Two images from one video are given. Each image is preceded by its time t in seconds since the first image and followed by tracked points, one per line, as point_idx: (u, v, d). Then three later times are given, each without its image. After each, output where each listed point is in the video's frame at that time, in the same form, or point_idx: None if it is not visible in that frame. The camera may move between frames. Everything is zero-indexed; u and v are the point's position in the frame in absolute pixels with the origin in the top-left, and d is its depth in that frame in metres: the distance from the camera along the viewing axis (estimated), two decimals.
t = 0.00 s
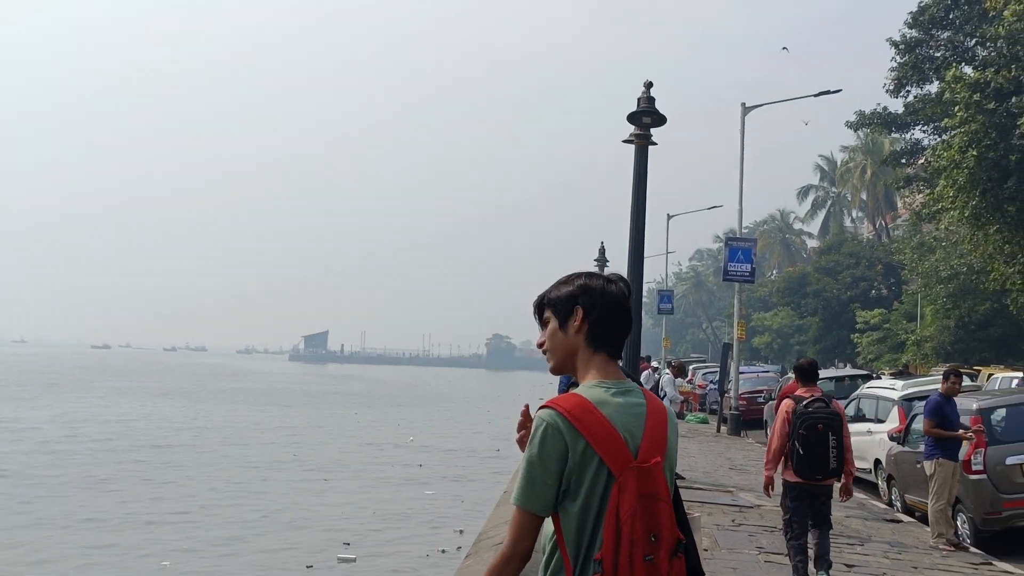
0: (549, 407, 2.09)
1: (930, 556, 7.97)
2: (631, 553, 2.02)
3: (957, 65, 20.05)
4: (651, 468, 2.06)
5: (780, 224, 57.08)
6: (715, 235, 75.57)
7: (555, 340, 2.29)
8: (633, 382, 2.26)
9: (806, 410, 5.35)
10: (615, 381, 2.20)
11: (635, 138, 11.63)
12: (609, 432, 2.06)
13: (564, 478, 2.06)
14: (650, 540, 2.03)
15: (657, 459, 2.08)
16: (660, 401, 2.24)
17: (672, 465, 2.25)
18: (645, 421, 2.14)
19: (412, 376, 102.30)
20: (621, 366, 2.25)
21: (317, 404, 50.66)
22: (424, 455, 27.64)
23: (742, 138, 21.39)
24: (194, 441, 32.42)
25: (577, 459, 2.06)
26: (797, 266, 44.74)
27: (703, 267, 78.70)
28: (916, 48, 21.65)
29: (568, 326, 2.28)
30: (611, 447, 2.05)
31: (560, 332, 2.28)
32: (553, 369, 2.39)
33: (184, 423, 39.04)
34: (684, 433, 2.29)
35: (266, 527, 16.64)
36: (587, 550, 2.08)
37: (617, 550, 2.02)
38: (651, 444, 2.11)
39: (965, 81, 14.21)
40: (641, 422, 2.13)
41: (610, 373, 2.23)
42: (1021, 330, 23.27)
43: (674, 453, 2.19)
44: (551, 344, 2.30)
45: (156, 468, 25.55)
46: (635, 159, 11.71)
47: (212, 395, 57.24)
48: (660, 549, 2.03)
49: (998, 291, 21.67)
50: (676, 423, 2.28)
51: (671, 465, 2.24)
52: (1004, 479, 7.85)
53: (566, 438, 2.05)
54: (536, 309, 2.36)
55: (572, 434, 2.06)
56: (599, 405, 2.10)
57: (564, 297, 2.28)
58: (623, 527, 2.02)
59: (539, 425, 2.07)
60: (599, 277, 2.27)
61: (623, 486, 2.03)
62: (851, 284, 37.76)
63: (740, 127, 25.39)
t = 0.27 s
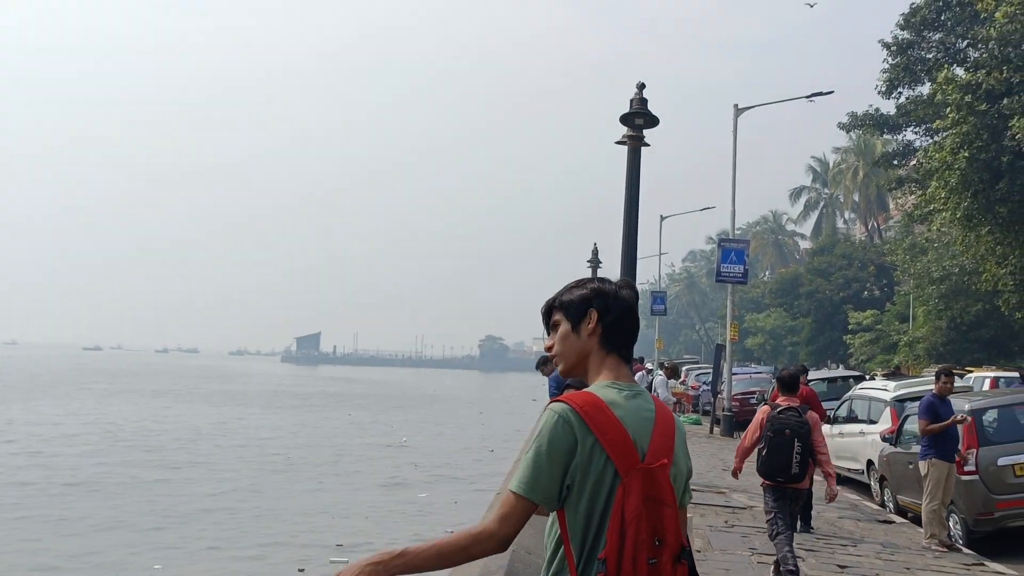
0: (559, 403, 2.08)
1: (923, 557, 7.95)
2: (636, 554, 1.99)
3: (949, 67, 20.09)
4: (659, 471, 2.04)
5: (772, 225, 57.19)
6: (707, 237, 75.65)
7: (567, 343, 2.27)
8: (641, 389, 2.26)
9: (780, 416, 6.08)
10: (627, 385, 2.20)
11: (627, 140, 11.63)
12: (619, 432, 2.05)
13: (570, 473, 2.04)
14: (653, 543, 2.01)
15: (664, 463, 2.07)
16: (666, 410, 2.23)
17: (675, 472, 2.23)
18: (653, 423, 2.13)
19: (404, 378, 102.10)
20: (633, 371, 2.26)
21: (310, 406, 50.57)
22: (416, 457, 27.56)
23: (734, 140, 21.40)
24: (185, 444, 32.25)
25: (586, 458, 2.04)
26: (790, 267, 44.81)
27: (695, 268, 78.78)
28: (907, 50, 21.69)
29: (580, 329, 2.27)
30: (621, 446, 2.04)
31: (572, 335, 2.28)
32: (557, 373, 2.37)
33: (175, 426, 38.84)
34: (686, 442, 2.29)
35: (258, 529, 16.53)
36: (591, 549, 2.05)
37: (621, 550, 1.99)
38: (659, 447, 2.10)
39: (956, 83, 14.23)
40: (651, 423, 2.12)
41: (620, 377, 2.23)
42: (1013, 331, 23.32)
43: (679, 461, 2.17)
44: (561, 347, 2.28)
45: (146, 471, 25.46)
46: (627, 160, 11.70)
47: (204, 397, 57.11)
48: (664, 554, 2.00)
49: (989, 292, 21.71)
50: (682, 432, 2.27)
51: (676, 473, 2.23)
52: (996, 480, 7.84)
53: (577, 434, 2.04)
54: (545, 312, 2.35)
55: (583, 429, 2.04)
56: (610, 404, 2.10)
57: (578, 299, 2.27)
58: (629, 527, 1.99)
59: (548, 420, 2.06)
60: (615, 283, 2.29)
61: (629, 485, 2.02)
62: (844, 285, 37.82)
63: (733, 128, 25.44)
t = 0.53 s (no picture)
0: (571, 394, 2.03)
1: (921, 558, 7.89)
2: (631, 553, 1.94)
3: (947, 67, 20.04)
4: (663, 473, 1.98)
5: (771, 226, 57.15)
6: (707, 237, 75.60)
7: (578, 345, 2.20)
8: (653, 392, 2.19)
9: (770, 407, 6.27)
10: (637, 386, 2.13)
11: (624, 140, 11.57)
12: (626, 431, 2.00)
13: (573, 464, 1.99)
14: (652, 546, 1.95)
15: (670, 465, 2.01)
16: (678, 413, 2.16)
17: (684, 474, 2.16)
18: (665, 425, 2.06)
19: (403, 378, 102.03)
20: (644, 375, 2.18)
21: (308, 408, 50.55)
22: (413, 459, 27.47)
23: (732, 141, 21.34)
24: (182, 445, 32.18)
25: (589, 448, 1.99)
26: (788, 268, 44.78)
27: (694, 269, 78.72)
28: (906, 50, 21.61)
29: (592, 331, 2.19)
30: (625, 443, 1.99)
31: (584, 336, 2.20)
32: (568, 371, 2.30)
33: (173, 427, 38.77)
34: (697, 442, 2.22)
35: (254, 531, 16.45)
36: (589, 542, 2.01)
37: (619, 549, 1.94)
38: (667, 449, 2.03)
39: (955, 84, 14.14)
40: (661, 426, 2.05)
41: (633, 379, 2.16)
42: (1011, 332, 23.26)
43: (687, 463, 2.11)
44: (573, 349, 2.21)
45: (143, 472, 25.41)
46: (625, 161, 11.63)
47: (203, 398, 57.09)
48: (662, 555, 1.95)
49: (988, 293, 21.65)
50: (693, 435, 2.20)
51: (683, 477, 2.16)
52: (995, 481, 7.76)
53: (581, 424, 2.00)
54: (557, 313, 2.27)
55: (586, 424, 2.00)
56: (620, 401, 2.04)
57: (588, 300, 2.19)
58: (625, 526, 1.94)
59: (554, 403, 2.01)
60: (632, 285, 2.20)
61: (631, 483, 1.96)
62: (842, 286, 37.78)
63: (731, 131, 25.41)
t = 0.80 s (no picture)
0: (574, 385, 2.08)
1: (920, 558, 7.93)
2: (623, 545, 1.96)
3: (947, 68, 20.09)
4: (661, 468, 2.01)
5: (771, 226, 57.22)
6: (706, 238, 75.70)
7: (585, 344, 2.24)
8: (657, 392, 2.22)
9: (758, 411, 6.43)
10: (641, 384, 2.16)
11: (624, 140, 11.61)
12: (626, 424, 2.04)
13: (570, 453, 2.03)
14: (649, 540, 1.97)
15: (668, 461, 2.03)
16: (683, 415, 2.19)
17: (685, 475, 2.18)
18: (666, 424, 2.09)
19: (403, 378, 102.06)
20: (648, 374, 2.22)
21: (309, 407, 50.66)
22: (413, 459, 27.51)
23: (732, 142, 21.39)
24: (182, 445, 32.19)
25: (588, 438, 2.03)
26: (788, 268, 44.84)
27: (694, 268, 78.80)
28: (906, 50, 21.65)
29: (598, 331, 2.23)
30: (624, 436, 2.03)
31: (590, 337, 2.24)
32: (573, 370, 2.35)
33: (173, 427, 38.79)
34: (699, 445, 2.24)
35: (254, 531, 16.46)
36: (583, 533, 2.04)
37: (612, 539, 1.96)
38: (666, 447, 2.06)
39: (954, 84, 14.18)
40: (661, 423, 2.08)
41: (637, 377, 2.19)
42: (1011, 332, 23.32)
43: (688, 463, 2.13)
44: (581, 349, 2.25)
45: (145, 471, 25.47)
46: (624, 161, 11.67)
47: (204, 397, 57.20)
48: (657, 550, 1.97)
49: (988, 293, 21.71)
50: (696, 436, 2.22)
51: (683, 477, 2.18)
52: (995, 481, 7.80)
53: (582, 412, 2.04)
54: (565, 313, 2.32)
55: (587, 416, 2.04)
56: (622, 395, 2.08)
57: (593, 301, 2.24)
58: (621, 517, 1.96)
59: (555, 390, 2.06)
60: (639, 285, 2.24)
61: (626, 477, 1.99)
62: (842, 286, 37.85)
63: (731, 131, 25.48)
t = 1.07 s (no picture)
0: (574, 386, 2.07)
1: (920, 558, 7.93)
2: (616, 547, 1.95)
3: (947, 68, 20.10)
4: (658, 472, 2.00)
5: (771, 226, 57.24)
6: (707, 238, 75.75)
7: (588, 348, 2.24)
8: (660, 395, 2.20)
9: (742, 399, 7.26)
10: (643, 386, 2.15)
11: (625, 140, 11.61)
12: (625, 427, 2.03)
13: (567, 455, 2.03)
14: (640, 544, 1.96)
15: (664, 465, 2.02)
16: (685, 419, 2.17)
17: (685, 480, 2.17)
18: (666, 427, 2.08)
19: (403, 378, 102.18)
20: (651, 377, 2.21)
21: (309, 408, 50.66)
22: (414, 459, 27.51)
23: (732, 142, 21.42)
24: (183, 445, 32.21)
25: (585, 440, 2.02)
26: (789, 269, 44.85)
27: (694, 270, 78.80)
28: (907, 51, 21.66)
29: (600, 333, 2.23)
30: (621, 440, 2.02)
31: (594, 340, 2.23)
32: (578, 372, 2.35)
33: (174, 427, 38.82)
34: (702, 448, 2.22)
35: (255, 531, 16.45)
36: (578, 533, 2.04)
37: (606, 542, 1.95)
38: (664, 450, 2.05)
39: (955, 84, 14.17)
40: (661, 427, 2.07)
41: (639, 379, 2.18)
42: (1011, 332, 23.33)
43: (686, 466, 2.12)
44: (585, 352, 2.25)
45: (145, 472, 25.46)
46: (625, 161, 11.67)
47: (204, 398, 57.21)
48: (650, 553, 1.96)
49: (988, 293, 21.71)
50: (698, 440, 2.20)
51: (684, 481, 2.16)
52: (994, 481, 7.80)
53: (580, 415, 2.03)
54: (570, 317, 2.32)
55: (585, 415, 2.03)
56: (621, 396, 2.07)
57: (596, 303, 2.24)
58: (613, 522, 1.96)
59: (554, 389, 2.06)
60: (645, 287, 2.22)
61: (621, 480, 1.98)
62: (842, 286, 37.86)
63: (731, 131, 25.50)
